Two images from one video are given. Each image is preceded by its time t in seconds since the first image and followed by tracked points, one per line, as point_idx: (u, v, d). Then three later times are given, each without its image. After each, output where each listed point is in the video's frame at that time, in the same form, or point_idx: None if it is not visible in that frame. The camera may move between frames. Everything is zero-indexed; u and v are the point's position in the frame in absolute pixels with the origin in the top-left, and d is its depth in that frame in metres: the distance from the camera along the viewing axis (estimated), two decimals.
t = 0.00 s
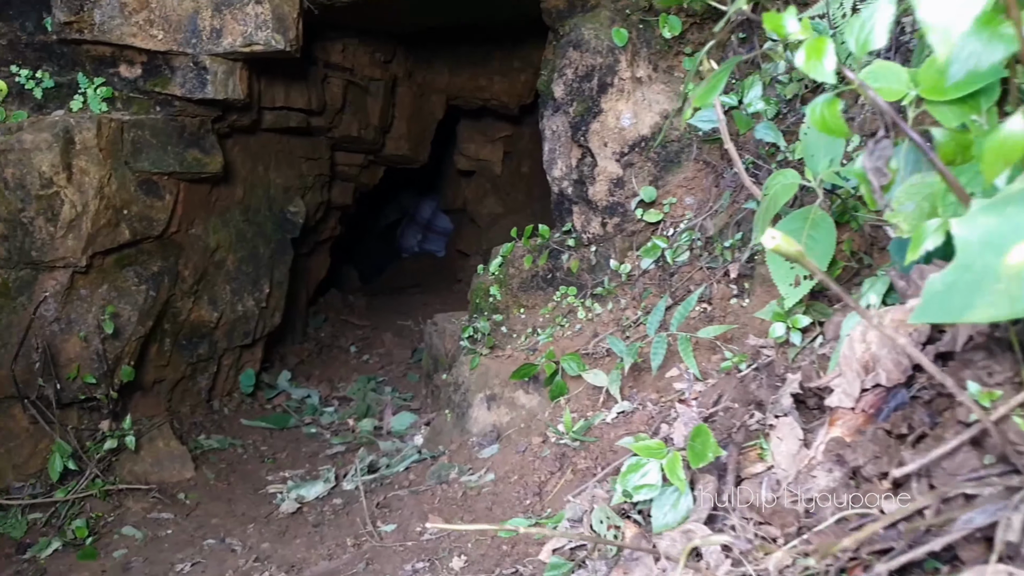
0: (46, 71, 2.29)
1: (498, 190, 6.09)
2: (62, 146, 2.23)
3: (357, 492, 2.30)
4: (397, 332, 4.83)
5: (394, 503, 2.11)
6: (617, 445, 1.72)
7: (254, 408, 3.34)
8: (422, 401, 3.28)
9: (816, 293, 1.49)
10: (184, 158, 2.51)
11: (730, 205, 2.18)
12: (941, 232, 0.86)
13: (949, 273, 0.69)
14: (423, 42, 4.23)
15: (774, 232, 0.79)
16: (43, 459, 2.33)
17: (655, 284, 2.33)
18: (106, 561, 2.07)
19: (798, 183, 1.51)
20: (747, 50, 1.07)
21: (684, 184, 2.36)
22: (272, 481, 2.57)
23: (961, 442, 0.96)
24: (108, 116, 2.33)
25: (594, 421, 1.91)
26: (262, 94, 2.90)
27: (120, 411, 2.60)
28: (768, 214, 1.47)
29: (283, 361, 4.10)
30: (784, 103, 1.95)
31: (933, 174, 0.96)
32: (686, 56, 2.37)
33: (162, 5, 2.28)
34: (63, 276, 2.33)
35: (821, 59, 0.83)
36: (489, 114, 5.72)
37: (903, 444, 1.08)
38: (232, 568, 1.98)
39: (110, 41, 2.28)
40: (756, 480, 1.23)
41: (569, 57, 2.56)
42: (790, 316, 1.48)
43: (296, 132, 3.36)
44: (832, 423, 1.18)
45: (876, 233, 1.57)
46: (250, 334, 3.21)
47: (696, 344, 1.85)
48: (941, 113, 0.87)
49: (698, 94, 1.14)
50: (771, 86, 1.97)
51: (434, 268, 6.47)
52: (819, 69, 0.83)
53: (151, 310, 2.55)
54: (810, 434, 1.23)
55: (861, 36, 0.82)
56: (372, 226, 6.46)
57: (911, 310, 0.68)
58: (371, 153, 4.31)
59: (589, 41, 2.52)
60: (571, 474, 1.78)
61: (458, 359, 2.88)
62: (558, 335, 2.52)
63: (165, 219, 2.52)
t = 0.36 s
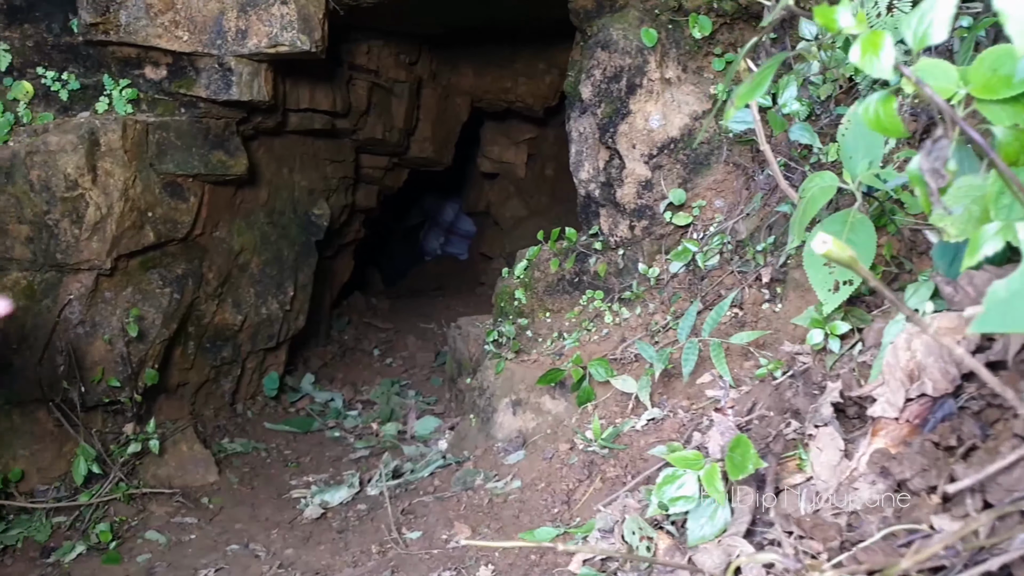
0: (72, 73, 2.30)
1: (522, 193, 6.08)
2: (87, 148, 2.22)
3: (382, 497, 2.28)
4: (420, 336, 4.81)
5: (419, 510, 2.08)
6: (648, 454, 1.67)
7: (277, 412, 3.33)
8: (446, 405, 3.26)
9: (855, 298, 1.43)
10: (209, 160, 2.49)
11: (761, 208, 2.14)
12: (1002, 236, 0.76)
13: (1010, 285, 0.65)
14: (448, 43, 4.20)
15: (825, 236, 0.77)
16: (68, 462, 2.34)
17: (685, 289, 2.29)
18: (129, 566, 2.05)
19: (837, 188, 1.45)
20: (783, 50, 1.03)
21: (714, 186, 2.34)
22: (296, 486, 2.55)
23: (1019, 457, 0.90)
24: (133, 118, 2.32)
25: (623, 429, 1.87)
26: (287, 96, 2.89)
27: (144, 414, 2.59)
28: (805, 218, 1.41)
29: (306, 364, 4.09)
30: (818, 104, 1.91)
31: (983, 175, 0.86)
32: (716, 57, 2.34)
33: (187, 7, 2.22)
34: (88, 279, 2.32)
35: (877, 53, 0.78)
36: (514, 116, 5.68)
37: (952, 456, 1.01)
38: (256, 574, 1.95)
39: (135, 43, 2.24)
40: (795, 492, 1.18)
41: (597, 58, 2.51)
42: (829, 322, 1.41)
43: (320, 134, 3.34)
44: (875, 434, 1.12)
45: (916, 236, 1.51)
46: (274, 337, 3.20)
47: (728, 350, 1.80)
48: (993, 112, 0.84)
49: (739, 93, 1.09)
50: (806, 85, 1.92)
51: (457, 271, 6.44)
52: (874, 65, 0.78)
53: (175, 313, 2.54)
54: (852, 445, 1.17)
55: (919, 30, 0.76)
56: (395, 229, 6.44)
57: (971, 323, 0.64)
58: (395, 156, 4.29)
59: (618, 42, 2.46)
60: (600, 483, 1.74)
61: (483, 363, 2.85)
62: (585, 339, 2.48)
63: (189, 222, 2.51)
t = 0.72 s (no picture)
0: (98, 73, 2.33)
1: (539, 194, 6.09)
2: (114, 147, 2.25)
3: (405, 494, 2.29)
4: (438, 336, 4.82)
5: (442, 507, 2.09)
6: (672, 451, 1.67)
7: (297, 411, 3.35)
8: (466, 404, 3.28)
9: (880, 295, 1.42)
10: (233, 160, 2.49)
11: (783, 207, 2.14)
12: None
13: None
14: (467, 44, 4.22)
15: (862, 229, 0.77)
16: (93, 458, 2.37)
17: (707, 288, 2.30)
18: (155, 561, 2.07)
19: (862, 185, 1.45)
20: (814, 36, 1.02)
21: (735, 186, 2.34)
22: (318, 483, 2.57)
23: None
24: (159, 117, 2.35)
25: (646, 426, 1.87)
26: (310, 96, 2.91)
27: (168, 411, 2.62)
28: (829, 216, 1.42)
29: (326, 363, 4.11)
30: (840, 104, 1.91)
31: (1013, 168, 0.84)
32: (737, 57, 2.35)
33: (213, 7, 2.23)
34: (114, 277, 2.34)
35: (913, 48, 0.78)
36: (532, 117, 5.70)
37: (981, 450, 0.99)
38: (281, 570, 1.97)
39: (162, 43, 2.25)
40: (822, 486, 1.17)
41: (619, 58, 2.51)
42: (854, 319, 1.40)
43: (342, 134, 3.36)
44: (902, 428, 1.11)
45: (940, 234, 1.50)
46: (295, 336, 3.23)
47: (751, 348, 1.80)
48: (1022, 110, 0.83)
49: (773, 89, 1.10)
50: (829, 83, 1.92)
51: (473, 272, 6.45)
52: (912, 59, 0.78)
53: (198, 311, 2.57)
54: (878, 440, 1.16)
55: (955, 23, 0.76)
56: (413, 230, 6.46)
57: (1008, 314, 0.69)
58: (415, 157, 4.31)
59: (640, 42, 2.45)
60: (624, 480, 1.74)
61: (503, 362, 2.86)
62: (606, 338, 2.48)
63: (213, 220, 2.53)
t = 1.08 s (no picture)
0: (108, 74, 2.32)
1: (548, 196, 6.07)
2: (123, 148, 2.24)
3: (414, 498, 2.27)
4: (446, 338, 4.81)
5: (452, 511, 2.07)
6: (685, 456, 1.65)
7: (305, 413, 3.35)
8: (474, 406, 3.27)
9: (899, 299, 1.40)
10: (242, 161, 2.48)
11: (797, 209, 2.12)
12: None
13: None
14: (477, 47, 4.21)
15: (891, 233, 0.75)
16: (101, 461, 2.36)
17: (719, 291, 2.28)
18: (163, 565, 2.06)
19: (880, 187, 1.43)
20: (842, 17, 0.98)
21: (747, 189, 2.32)
22: (326, 486, 2.56)
23: None
24: (168, 118, 2.34)
25: (658, 431, 1.84)
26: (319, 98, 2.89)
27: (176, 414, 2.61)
28: (847, 218, 1.40)
29: (334, 365, 4.10)
30: (854, 105, 1.89)
31: None
32: (750, 59, 2.33)
33: (223, 8, 2.20)
34: (122, 279, 2.33)
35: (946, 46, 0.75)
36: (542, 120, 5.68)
37: (1005, 458, 0.97)
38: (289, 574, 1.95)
39: (173, 44, 2.22)
40: (841, 494, 1.15)
41: (631, 59, 2.49)
42: (872, 323, 1.36)
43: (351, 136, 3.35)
44: (923, 435, 1.08)
45: (958, 236, 1.47)
46: (304, 338, 3.22)
47: (765, 352, 1.78)
48: None
49: (795, 90, 1.10)
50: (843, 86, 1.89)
51: (481, 274, 6.44)
52: (942, 58, 0.76)
53: (207, 313, 2.55)
54: (899, 446, 1.13)
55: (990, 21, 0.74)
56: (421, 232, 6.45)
57: None
58: (424, 159, 4.30)
59: (652, 43, 2.43)
60: (636, 485, 1.72)
61: (512, 365, 2.85)
62: (616, 341, 2.47)
63: (222, 222, 2.52)
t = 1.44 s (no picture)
0: (104, 77, 2.31)
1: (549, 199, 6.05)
2: (118, 152, 2.23)
3: (410, 506, 2.25)
4: (446, 341, 4.79)
5: (448, 519, 2.05)
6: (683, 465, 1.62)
7: (303, 418, 3.33)
8: (474, 411, 3.24)
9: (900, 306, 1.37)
10: (239, 164, 2.46)
11: (798, 214, 2.09)
12: None
13: None
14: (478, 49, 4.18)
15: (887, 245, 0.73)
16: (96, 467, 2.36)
17: (719, 297, 2.25)
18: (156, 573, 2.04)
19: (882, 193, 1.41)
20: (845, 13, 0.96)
21: (748, 193, 2.30)
22: (323, 493, 2.54)
23: None
24: (164, 121, 2.31)
25: (656, 439, 1.82)
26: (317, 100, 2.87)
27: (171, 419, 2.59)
28: (848, 225, 1.38)
29: (333, 369, 4.08)
30: (855, 109, 1.86)
31: None
32: (751, 62, 2.31)
33: (220, 10, 2.18)
34: (117, 283, 2.32)
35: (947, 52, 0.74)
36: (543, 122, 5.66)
37: (1007, 474, 0.94)
38: None
39: (168, 47, 2.20)
40: (839, 507, 1.12)
41: (630, 62, 2.47)
42: (873, 332, 1.33)
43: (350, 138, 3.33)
44: (923, 448, 1.05)
45: (960, 243, 1.45)
46: (302, 342, 3.20)
47: (765, 359, 1.75)
48: None
49: (794, 95, 1.07)
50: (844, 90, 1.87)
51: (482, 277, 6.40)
52: (942, 66, 0.75)
53: (203, 318, 2.53)
54: (898, 459, 1.09)
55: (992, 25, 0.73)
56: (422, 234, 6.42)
57: None
58: (423, 161, 4.28)
59: (652, 46, 2.41)
60: (633, 495, 1.69)
61: (511, 370, 2.82)
62: (615, 347, 2.45)
63: (218, 226, 2.50)
